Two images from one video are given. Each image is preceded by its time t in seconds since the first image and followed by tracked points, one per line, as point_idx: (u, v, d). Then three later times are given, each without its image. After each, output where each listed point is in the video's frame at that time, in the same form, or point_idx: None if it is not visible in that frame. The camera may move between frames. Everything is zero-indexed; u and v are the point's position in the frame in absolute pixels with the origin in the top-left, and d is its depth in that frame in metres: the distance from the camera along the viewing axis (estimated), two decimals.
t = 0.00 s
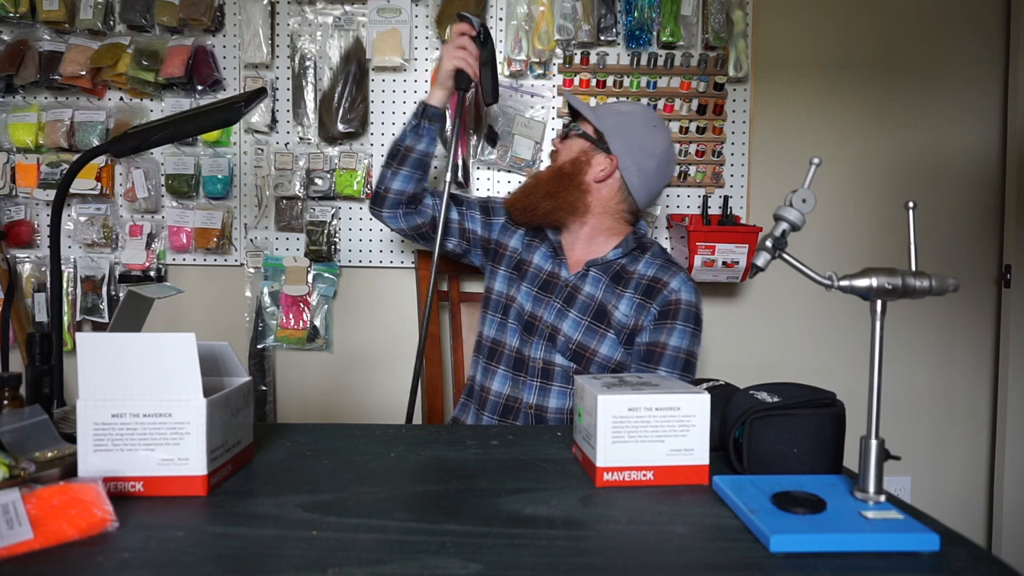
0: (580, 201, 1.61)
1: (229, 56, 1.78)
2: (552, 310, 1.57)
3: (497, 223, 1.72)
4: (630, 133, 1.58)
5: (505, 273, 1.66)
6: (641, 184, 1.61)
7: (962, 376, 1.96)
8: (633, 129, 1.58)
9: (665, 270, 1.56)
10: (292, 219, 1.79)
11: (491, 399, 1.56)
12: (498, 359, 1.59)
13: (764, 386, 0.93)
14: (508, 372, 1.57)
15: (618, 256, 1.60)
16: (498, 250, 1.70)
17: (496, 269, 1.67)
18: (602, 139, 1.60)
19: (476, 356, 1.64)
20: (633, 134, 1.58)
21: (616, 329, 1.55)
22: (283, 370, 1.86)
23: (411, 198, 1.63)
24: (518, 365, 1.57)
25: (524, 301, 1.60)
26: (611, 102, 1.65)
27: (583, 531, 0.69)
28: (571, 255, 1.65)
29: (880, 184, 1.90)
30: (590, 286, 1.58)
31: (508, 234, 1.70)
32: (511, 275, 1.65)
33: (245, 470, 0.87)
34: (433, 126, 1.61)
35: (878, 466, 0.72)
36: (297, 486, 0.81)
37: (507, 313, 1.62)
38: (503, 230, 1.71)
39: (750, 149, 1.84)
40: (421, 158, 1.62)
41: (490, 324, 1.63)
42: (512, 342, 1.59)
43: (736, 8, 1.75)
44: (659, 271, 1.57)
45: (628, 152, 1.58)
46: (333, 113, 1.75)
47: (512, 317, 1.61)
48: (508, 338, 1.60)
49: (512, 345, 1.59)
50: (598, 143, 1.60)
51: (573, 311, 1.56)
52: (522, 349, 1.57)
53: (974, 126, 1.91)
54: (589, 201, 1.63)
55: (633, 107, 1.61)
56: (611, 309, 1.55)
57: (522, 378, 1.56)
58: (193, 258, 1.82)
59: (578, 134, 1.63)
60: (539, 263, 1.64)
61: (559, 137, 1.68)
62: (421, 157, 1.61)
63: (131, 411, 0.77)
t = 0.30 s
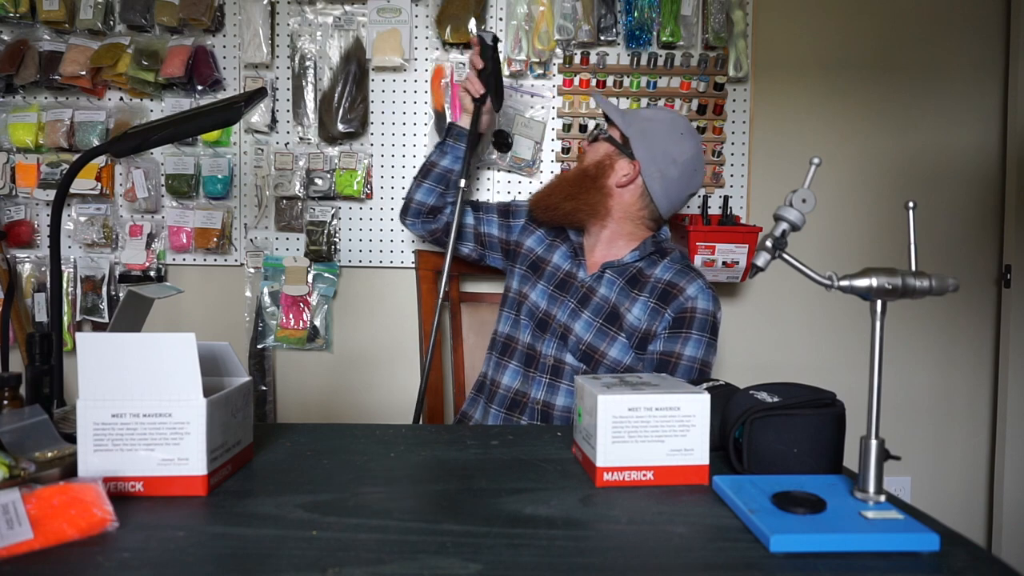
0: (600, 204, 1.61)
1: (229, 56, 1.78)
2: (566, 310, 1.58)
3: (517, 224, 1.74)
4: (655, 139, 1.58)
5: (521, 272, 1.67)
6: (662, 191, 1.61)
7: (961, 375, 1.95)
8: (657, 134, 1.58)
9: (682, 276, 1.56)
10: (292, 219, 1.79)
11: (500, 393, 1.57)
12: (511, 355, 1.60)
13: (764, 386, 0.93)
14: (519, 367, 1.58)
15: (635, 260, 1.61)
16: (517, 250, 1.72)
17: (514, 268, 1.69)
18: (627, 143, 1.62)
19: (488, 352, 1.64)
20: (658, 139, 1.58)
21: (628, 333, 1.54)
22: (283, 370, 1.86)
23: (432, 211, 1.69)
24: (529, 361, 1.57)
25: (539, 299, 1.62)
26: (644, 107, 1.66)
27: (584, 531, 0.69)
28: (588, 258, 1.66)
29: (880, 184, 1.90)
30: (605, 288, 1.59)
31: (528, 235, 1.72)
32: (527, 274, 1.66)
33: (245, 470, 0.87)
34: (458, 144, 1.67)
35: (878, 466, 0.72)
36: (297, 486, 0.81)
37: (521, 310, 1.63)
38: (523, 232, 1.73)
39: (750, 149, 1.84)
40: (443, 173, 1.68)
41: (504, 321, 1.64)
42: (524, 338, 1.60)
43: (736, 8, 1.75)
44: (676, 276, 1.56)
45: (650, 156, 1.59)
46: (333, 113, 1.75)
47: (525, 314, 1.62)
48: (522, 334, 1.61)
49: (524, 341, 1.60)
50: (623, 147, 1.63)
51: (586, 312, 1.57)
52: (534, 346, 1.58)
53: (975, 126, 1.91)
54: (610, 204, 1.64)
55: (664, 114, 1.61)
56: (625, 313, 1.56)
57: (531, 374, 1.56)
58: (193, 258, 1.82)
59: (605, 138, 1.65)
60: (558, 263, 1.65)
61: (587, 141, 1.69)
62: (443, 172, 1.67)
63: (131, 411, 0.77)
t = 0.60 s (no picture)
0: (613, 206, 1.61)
1: (229, 56, 1.78)
2: (573, 309, 1.59)
3: (525, 226, 1.74)
4: (669, 144, 1.60)
5: (528, 272, 1.67)
6: (674, 196, 1.62)
7: (962, 375, 1.95)
8: (671, 139, 1.60)
9: (690, 279, 1.56)
10: (292, 219, 1.79)
11: (504, 390, 1.57)
12: (515, 353, 1.60)
13: (764, 386, 0.93)
14: (524, 365, 1.58)
15: (642, 262, 1.61)
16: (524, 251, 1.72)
17: (521, 268, 1.69)
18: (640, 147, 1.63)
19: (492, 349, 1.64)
20: (672, 145, 1.60)
21: (635, 334, 1.55)
22: (283, 370, 1.86)
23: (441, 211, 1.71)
24: (534, 359, 1.58)
25: (546, 298, 1.62)
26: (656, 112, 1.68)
27: (584, 531, 0.69)
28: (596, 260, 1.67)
29: (880, 184, 1.90)
30: (613, 289, 1.59)
31: (535, 234, 1.71)
32: (534, 273, 1.66)
33: (245, 470, 0.87)
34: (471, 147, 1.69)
35: (877, 466, 0.72)
36: (297, 486, 0.81)
37: (527, 309, 1.63)
38: (531, 232, 1.73)
39: (750, 149, 1.84)
40: (455, 175, 1.70)
41: (509, 319, 1.64)
42: (530, 337, 1.60)
43: (736, 8, 1.75)
44: (684, 279, 1.57)
45: (664, 161, 1.60)
46: (333, 113, 1.75)
47: (531, 314, 1.62)
48: (527, 333, 1.61)
49: (530, 339, 1.60)
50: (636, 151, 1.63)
51: (593, 312, 1.57)
52: (540, 344, 1.59)
53: (975, 126, 1.90)
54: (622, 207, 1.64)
55: (676, 120, 1.63)
56: (632, 314, 1.56)
57: (536, 372, 1.57)
58: (193, 258, 1.82)
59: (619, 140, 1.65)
60: (565, 263, 1.65)
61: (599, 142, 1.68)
62: (454, 175, 1.68)
63: (131, 411, 0.77)
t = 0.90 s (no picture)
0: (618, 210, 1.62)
1: (229, 56, 1.78)
2: (573, 311, 1.59)
3: (523, 221, 1.73)
4: (680, 150, 1.60)
5: (527, 271, 1.66)
6: (679, 201, 1.65)
7: (962, 374, 1.95)
8: (682, 144, 1.61)
9: (689, 279, 1.57)
10: (292, 219, 1.79)
11: (506, 390, 1.57)
12: (516, 353, 1.60)
13: (764, 386, 0.93)
14: (525, 365, 1.58)
15: (642, 263, 1.62)
16: (522, 247, 1.71)
17: (519, 265, 1.68)
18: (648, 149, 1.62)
19: (491, 348, 1.63)
20: (682, 150, 1.61)
21: (636, 335, 1.55)
22: (283, 370, 1.86)
23: (439, 180, 1.66)
24: (535, 360, 1.58)
25: (546, 298, 1.62)
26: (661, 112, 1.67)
27: (583, 531, 0.69)
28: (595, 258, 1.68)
29: (880, 184, 1.90)
30: (613, 290, 1.60)
31: (534, 232, 1.71)
32: (533, 272, 1.66)
33: (245, 470, 0.87)
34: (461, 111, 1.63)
35: (877, 466, 0.72)
36: (297, 486, 0.81)
37: (527, 308, 1.62)
38: (529, 229, 1.72)
39: (750, 149, 1.84)
40: (448, 141, 1.65)
41: (508, 318, 1.63)
42: (531, 337, 1.60)
43: (736, 8, 1.75)
44: (684, 280, 1.58)
45: (674, 166, 1.61)
46: (333, 113, 1.75)
47: (531, 313, 1.62)
48: (527, 333, 1.61)
49: (531, 339, 1.60)
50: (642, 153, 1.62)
51: (594, 313, 1.57)
52: (542, 344, 1.59)
53: (975, 126, 1.90)
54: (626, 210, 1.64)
55: (683, 124, 1.63)
56: (634, 316, 1.57)
57: (538, 373, 1.57)
58: (193, 258, 1.82)
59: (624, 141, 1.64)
60: (565, 262, 1.66)
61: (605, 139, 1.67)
62: (448, 140, 1.63)
63: (131, 411, 0.77)
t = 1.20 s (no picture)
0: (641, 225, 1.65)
1: (229, 56, 1.78)
2: (570, 315, 1.59)
3: (509, 221, 1.72)
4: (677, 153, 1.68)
5: (519, 274, 1.66)
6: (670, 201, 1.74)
7: (961, 374, 1.96)
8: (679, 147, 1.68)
9: (684, 276, 1.59)
10: (292, 219, 1.79)
11: (506, 396, 1.57)
12: (514, 358, 1.59)
13: (764, 386, 0.93)
14: (524, 370, 1.58)
15: (636, 263, 1.62)
16: (510, 248, 1.70)
17: (508, 268, 1.68)
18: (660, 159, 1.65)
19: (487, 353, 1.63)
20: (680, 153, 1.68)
21: (635, 335, 1.56)
22: (283, 370, 1.86)
23: (419, 173, 1.63)
24: (535, 365, 1.57)
25: (540, 302, 1.62)
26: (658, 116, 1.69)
27: (584, 531, 0.69)
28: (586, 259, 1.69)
29: (880, 185, 1.90)
30: (610, 292, 1.60)
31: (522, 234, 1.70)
32: (523, 275, 1.65)
33: (245, 470, 0.87)
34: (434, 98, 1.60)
35: (877, 466, 0.72)
36: (297, 486, 0.81)
37: (521, 312, 1.62)
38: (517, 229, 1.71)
39: (750, 149, 1.84)
40: (423, 130, 1.63)
41: (503, 322, 1.63)
42: (528, 342, 1.59)
43: (736, 8, 1.75)
44: (678, 277, 1.59)
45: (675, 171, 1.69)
46: (333, 113, 1.75)
47: (526, 318, 1.62)
48: (523, 337, 1.60)
49: (529, 344, 1.59)
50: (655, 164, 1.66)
51: (592, 316, 1.58)
52: (541, 348, 1.58)
53: (975, 126, 1.90)
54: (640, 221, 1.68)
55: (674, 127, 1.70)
56: (632, 316, 1.57)
57: (538, 378, 1.56)
58: (193, 258, 1.82)
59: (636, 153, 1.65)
60: (557, 265, 1.65)
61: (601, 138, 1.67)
62: (424, 130, 1.61)
63: (131, 411, 0.77)
